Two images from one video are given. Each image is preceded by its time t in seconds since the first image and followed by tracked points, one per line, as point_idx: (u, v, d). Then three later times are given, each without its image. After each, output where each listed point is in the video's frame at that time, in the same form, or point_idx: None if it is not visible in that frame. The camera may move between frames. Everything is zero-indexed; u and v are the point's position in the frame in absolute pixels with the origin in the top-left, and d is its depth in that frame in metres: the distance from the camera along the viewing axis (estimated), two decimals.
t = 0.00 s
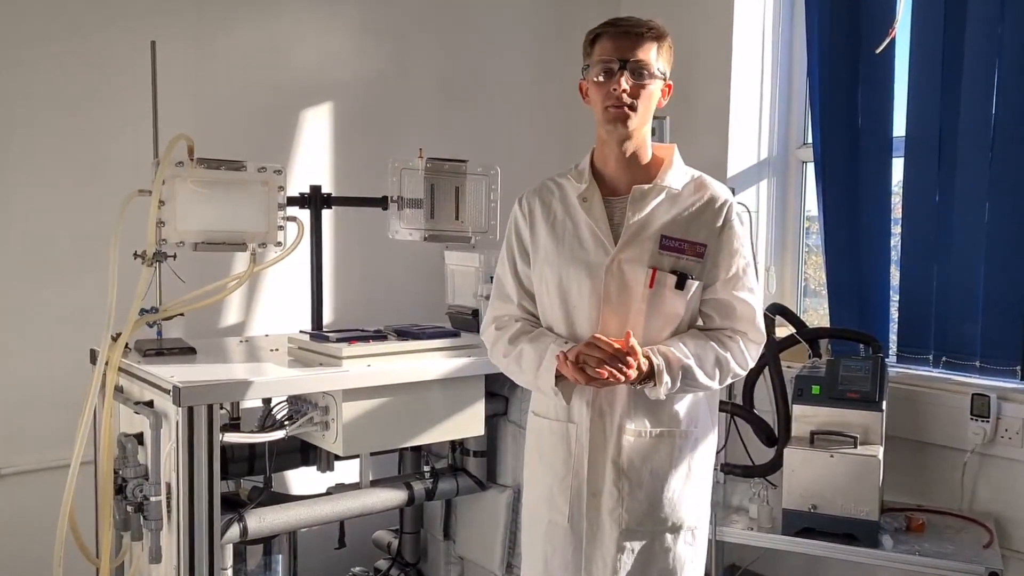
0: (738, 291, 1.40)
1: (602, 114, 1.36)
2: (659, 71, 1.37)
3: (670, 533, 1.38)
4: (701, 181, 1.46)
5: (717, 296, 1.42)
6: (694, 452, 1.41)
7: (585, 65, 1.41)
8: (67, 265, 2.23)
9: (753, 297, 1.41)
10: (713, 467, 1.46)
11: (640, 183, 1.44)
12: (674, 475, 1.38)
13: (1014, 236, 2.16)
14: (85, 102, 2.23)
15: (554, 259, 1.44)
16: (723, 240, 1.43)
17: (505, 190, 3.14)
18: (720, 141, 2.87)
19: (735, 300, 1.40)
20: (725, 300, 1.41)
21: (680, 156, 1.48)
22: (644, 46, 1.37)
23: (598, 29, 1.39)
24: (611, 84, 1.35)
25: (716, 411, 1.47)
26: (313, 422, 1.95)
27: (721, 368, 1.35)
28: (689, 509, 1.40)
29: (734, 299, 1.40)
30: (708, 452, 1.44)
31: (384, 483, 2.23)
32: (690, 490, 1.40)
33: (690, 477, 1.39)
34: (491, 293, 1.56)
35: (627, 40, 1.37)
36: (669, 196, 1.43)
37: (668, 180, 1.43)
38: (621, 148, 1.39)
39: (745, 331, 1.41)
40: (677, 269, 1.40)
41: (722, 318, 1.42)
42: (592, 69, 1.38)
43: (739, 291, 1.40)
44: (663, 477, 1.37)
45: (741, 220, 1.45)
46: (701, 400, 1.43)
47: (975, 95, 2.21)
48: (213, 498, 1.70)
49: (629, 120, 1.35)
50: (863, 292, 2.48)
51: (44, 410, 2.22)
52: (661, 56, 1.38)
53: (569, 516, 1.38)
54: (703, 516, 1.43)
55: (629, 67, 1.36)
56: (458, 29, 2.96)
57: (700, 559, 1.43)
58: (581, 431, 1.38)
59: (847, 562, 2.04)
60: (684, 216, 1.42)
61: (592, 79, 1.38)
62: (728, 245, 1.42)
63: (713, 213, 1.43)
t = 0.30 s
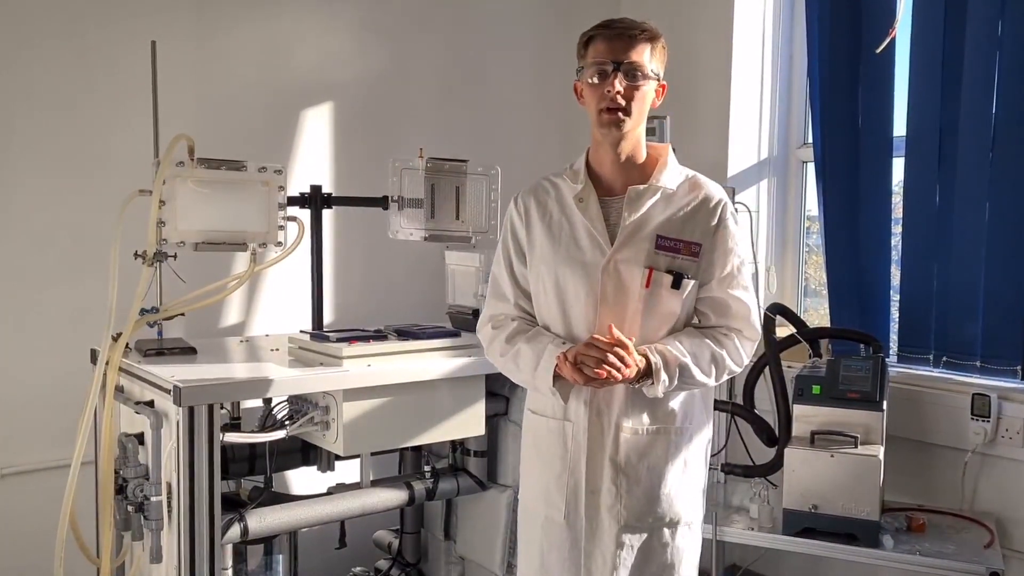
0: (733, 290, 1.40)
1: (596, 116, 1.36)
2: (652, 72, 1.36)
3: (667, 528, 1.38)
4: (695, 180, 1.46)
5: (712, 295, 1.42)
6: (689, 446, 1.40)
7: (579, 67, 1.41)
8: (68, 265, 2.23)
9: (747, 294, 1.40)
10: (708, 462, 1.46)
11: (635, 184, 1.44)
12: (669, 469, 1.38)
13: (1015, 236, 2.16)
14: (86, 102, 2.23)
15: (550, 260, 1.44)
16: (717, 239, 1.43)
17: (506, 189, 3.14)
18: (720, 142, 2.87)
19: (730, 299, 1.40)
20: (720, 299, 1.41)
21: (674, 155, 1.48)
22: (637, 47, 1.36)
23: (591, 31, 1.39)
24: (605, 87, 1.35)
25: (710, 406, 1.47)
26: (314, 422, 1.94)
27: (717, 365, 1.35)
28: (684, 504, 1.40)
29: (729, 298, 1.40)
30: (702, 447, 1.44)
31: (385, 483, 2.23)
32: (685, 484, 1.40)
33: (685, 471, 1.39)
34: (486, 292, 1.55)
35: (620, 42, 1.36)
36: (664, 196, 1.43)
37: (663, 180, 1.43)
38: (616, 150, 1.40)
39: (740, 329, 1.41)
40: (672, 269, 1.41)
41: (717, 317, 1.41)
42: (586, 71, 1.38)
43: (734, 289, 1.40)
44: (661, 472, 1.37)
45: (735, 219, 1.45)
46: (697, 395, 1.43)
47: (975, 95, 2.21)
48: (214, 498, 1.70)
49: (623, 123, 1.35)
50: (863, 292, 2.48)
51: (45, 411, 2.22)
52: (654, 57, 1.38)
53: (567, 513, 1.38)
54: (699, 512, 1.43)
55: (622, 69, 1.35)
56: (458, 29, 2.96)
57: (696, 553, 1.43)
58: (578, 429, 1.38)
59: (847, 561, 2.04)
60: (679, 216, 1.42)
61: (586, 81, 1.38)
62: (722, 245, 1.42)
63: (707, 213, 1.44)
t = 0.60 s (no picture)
0: (733, 285, 1.39)
1: (593, 119, 1.36)
2: (647, 72, 1.36)
3: (665, 525, 1.38)
4: (692, 179, 1.46)
5: (713, 291, 1.41)
6: (686, 444, 1.40)
7: (574, 70, 1.41)
8: (68, 265, 2.24)
9: (748, 289, 1.40)
10: (706, 459, 1.46)
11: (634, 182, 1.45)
12: (668, 467, 1.37)
13: (1016, 237, 2.16)
14: (86, 102, 2.24)
15: (549, 258, 1.44)
16: (716, 237, 1.43)
17: (506, 189, 3.15)
18: (721, 142, 2.87)
19: (731, 294, 1.39)
20: (722, 294, 1.39)
21: (671, 154, 1.48)
22: (631, 48, 1.36)
23: (583, 35, 1.40)
24: (600, 89, 1.35)
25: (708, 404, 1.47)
26: (313, 422, 1.94)
27: (727, 348, 1.34)
28: (682, 501, 1.40)
29: (730, 293, 1.39)
30: (700, 445, 1.43)
31: (385, 483, 2.23)
32: (682, 482, 1.39)
33: (682, 468, 1.39)
34: (483, 292, 1.55)
35: (613, 44, 1.36)
36: (662, 194, 1.43)
37: (661, 178, 1.43)
38: (614, 149, 1.39)
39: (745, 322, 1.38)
40: (671, 265, 1.41)
41: (721, 311, 1.40)
42: (581, 74, 1.38)
43: (734, 284, 1.39)
44: (659, 469, 1.37)
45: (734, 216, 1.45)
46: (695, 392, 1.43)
47: (975, 95, 2.21)
48: (215, 497, 1.69)
49: (620, 124, 1.35)
50: (864, 291, 2.48)
51: (46, 410, 2.22)
52: (648, 57, 1.38)
53: (565, 511, 1.38)
54: (697, 509, 1.43)
55: (616, 70, 1.35)
56: (459, 30, 2.96)
57: (693, 551, 1.43)
58: (576, 427, 1.39)
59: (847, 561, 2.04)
60: (677, 213, 1.42)
61: (581, 84, 1.38)
62: (722, 241, 1.42)
63: (705, 210, 1.44)
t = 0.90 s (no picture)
0: (729, 280, 1.37)
1: (587, 128, 1.36)
2: (636, 74, 1.35)
3: (665, 524, 1.38)
4: (691, 176, 1.46)
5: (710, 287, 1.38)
6: (686, 442, 1.39)
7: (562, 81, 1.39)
8: (69, 265, 2.24)
9: (745, 285, 1.37)
10: (706, 458, 1.45)
11: (634, 179, 1.44)
12: (669, 467, 1.37)
13: (1016, 237, 2.16)
14: (86, 102, 2.23)
15: (549, 253, 1.47)
16: (715, 233, 1.40)
17: (507, 190, 3.14)
18: (721, 142, 2.87)
19: (727, 290, 1.37)
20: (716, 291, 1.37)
21: (670, 153, 1.48)
22: (616, 55, 1.34)
23: (566, 48, 1.38)
24: (591, 100, 1.33)
25: (709, 403, 1.46)
26: (313, 422, 1.94)
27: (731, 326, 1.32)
28: (683, 500, 1.39)
29: (725, 288, 1.37)
30: (701, 444, 1.43)
31: (385, 483, 2.23)
32: (682, 480, 1.39)
33: (682, 466, 1.39)
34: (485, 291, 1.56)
35: (598, 53, 1.34)
36: (661, 191, 1.43)
37: (659, 176, 1.44)
38: (612, 152, 1.39)
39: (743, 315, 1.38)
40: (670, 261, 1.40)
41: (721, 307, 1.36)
42: (569, 86, 1.36)
43: (731, 280, 1.37)
44: (659, 467, 1.37)
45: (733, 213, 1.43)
46: (693, 393, 1.42)
47: (975, 95, 2.21)
48: (216, 498, 1.69)
49: (616, 130, 1.35)
50: (865, 291, 2.48)
51: (46, 410, 2.22)
52: (635, 60, 1.36)
53: (566, 508, 1.39)
54: (697, 508, 1.43)
55: (603, 80, 1.33)
56: (459, 30, 2.96)
57: (694, 549, 1.43)
58: (575, 424, 1.39)
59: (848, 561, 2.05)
60: (676, 210, 1.43)
61: (571, 95, 1.36)
62: (720, 237, 1.39)
63: (704, 206, 1.42)
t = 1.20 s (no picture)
0: (728, 285, 1.39)
1: (584, 132, 1.37)
2: (631, 78, 1.34)
3: (664, 522, 1.38)
4: (691, 177, 1.46)
5: (707, 290, 1.41)
6: (686, 442, 1.39)
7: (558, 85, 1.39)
8: (69, 265, 2.24)
9: (743, 289, 1.40)
10: (706, 458, 1.45)
11: (633, 180, 1.45)
12: (667, 465, 1.37)
13: (1016, 237, 2.16)
14: (86, 102, 2.23)
15: (548, 256, 1.45)
16: (714, 234, 1.42)
17: (507, 189, 3.14)
18: (722, 141, 2.87)
19: (726, 294, 1.39)
20: (717, 294, 1.39)
21: (669, 153, 1.48)
22: (609, 59, 1.33)
23: (560, 53, 1.37)
24: (586, 104, 1.34)
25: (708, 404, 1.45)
26: (314, 422, 1.94)
27: (717, 362, 1.33)
28: (682, 500, 1.39)
29: (724, 292, 1.39)
30: (699, 444, 1.42)
31: (385, 483, 2.22)
32: (681, 479, 1.39)
33: (681, 466, 1.39)
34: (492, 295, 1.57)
35: (592, 58, 1.33)
36: (660, 192, 1.43)
37: (659, 176, 1.43)
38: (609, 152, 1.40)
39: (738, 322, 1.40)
40: (669, 262, 1.40)
41: (717, 312, 1.40)
42: (565, 90, 1.36)
43: (730, 285, 1.39)
44: (658, 466, 1.36)
45: (733, 215, 1.44)
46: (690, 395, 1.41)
47: (975, 94, 2.21)
48: (217, 497, 1.69)
49: (613, 133, 1.35)
50: (865, 290, 2.48)
51: (46, 410, 2.22)
52: (629, 63, 1.36)
53: (565, 508, 1.39)
54: (696, 508, 1.42)
55: (597, 86, 1.33)
56: (459, 29, 2.96)
57: (694, 548, 1.43)
58: (572, 423, 1.39)
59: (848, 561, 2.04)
60: (675, 210, 1.42)
61: (566, 99, 1.37)
62: (718, 239, 1.41)
63: (704, 208, 1.43)
